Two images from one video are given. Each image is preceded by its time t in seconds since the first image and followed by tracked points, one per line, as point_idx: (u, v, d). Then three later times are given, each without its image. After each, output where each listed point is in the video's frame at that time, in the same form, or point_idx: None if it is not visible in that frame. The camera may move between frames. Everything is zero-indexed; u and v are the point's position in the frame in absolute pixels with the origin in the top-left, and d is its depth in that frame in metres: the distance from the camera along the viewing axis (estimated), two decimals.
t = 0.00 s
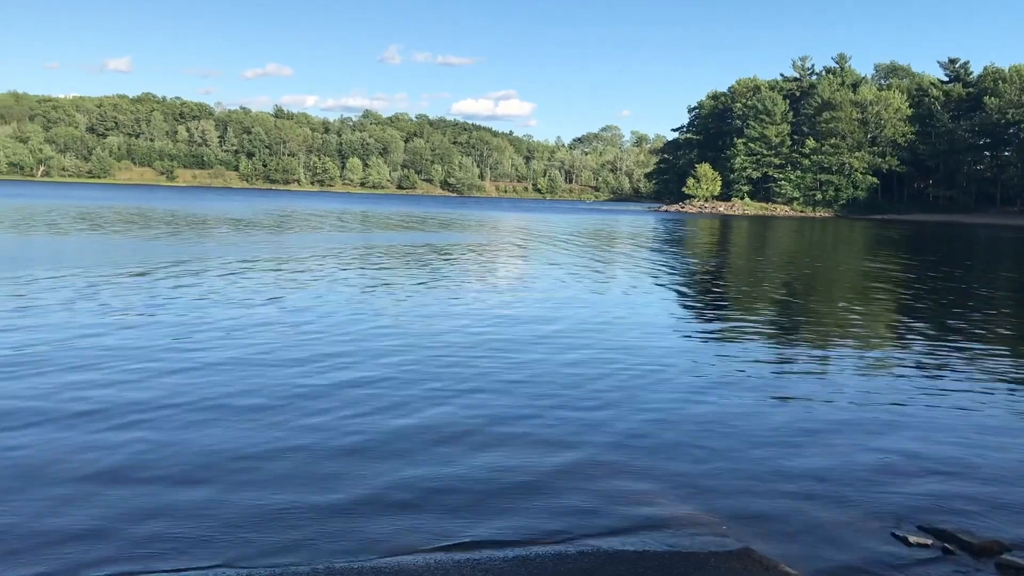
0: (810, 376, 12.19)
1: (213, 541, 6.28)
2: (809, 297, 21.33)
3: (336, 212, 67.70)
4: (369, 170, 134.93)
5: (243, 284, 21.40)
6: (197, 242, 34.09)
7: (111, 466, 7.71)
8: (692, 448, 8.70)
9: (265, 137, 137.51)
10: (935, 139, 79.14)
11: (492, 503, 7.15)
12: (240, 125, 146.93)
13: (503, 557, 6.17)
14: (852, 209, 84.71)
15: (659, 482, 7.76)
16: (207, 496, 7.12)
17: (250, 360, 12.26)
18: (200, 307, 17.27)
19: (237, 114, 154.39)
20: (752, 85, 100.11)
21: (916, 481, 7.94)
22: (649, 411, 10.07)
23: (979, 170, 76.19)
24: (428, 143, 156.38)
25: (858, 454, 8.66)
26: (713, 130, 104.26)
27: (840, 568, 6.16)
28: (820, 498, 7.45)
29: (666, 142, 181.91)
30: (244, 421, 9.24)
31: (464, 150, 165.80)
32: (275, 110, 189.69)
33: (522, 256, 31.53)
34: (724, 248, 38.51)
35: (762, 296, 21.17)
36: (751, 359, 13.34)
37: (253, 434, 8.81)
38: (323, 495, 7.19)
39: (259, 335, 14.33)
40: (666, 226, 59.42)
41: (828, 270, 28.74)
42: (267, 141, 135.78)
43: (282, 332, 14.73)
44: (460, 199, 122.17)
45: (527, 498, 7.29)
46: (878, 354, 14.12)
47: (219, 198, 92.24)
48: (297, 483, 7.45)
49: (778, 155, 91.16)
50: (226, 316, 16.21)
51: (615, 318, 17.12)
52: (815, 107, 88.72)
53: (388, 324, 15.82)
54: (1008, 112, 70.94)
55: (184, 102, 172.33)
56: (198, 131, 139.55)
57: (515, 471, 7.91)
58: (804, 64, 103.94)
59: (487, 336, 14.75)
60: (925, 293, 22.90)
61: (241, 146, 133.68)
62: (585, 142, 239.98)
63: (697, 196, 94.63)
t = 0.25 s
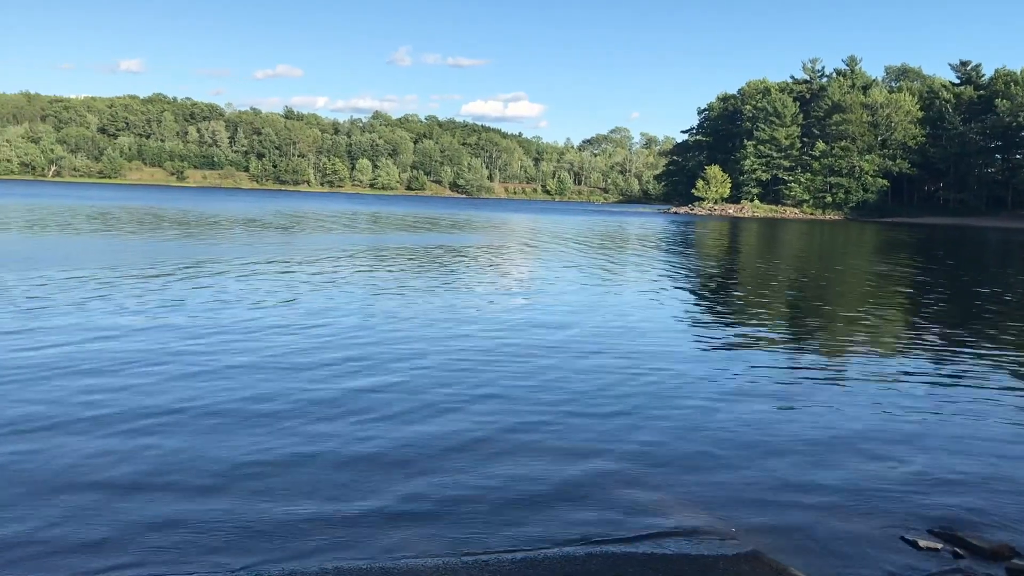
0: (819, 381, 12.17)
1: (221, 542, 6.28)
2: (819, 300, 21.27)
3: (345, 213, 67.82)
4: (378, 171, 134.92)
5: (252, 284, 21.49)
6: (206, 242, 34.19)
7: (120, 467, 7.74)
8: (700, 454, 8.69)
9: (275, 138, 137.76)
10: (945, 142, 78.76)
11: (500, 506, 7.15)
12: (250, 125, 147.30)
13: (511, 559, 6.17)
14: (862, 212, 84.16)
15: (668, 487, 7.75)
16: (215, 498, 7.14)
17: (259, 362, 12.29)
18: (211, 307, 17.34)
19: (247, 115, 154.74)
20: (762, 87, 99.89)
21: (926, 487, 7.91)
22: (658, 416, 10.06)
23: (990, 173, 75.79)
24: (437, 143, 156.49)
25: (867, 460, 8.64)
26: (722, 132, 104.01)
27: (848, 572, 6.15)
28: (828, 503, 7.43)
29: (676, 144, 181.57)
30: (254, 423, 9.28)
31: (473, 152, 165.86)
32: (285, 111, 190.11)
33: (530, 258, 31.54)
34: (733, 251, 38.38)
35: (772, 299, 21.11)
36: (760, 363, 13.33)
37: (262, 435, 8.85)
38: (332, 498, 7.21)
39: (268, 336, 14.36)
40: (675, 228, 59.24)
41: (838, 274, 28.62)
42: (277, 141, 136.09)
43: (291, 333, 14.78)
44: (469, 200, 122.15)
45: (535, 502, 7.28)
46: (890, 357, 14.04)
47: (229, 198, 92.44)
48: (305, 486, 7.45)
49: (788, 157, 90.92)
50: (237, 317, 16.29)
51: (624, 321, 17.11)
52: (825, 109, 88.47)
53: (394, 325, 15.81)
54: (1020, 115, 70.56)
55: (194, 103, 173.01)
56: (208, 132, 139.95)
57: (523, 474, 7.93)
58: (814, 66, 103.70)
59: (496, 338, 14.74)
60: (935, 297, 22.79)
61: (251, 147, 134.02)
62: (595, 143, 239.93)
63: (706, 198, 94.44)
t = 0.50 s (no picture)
0: (827, 382, 12.11)
1: (225, 540, 6.28)
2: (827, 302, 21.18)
3: (353, 214, 67.99)
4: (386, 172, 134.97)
5: (260, 283, 21.58)
6: (215, 241, 34.35)
7: (127, 463, 7.76)
8: (708, 453, 8.64)
9: (283, 138, 138.04)
10: (954, 143, 78.46)
11: (505, 506, 7.11)
12: (259, 125, 147.68)
13: (516, 560, 6.15)
14: (870, 213, 83.77)
15: (675, 487, 7.71)
16: (221, 495, 7.14)
17: (267, 360, 12.31)
18: (218, 307, 17.42)
19: (257, 116, 155.19)
20: (771, 88, 99.75)
21: (935, 489, 7.86)
22: (665, 416, 10.02)
23: (999, 175, 75.45)
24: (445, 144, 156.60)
25: (876, 461, 8.59)
26: (731, 133, 103.89)
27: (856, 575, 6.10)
28: (836, 505, 7.38)
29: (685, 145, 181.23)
30: (261, 421, 9.28)
31: (481, 152, 165.94)
32: (294, 111, 190.57)
33: (538, 258, 31.57)
34: (741, 252, 38.30)
35: (780, 301, 21.04)
36: (768, 364, 13.27)
37: (268, 434, 8.83)
38: (337, 497, 7.19)
39: (275, 335, 14.39)
40: (682, 229, 59.18)
41: (847, 275, 28.51)
42: (285, 141, 136.39)
43: (298, 331, 14.80)
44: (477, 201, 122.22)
45: (541, 502, 7.26)
46: (898, 360, 13.97)
47: (237, 198, 92.73)
48: (311, 482, 7.45)
49: (796, 159, 90.75)
50: (244, 315, 16.35)
51: (631, 321, 17.10)
52: (834, 110, 88.27)
53: (400, 324, 15.80)
54: None
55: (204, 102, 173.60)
56: (216, 132, 140.42)
57: (529, 474, 7.90)
58: (823, 67, 103.50)
59: (503, 338, 14.73)
60: (944, 299, 22.69)
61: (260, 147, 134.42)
62: (603, 144, 239.87)
63: (714, 199, 94.35)
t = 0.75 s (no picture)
0: (833, 384, 12.08)
1: (229, 539, 6.28)
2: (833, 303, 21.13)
3: (359, 213, 68.02)
4: (391, 171, 134.85)
5: (265, 284, 21.69)
6: (220, 241, 34.43)
7: (132, 466, 7.77)
8: (713, 456, 8.63)
9: (289, 138, 138.07)
10: (960, 144, 78.16)
11: (511, 508, 7.09)
12: (265, 125, 147.89)
13: (521, 560, 6.13)
14: (876, 214, 83.62)
15: (681, 489, 7.69)
16: (227, 495, 7.15)
17: (273, 362, 12.33)
18: (224, 307, 17.51)
19: (263, 115, 155.40)
20: (777, 88, 99.60)
21: (942, 491, 7.82)
22: (671, 418, 10.01)
23: (1006, 175, 75.14)
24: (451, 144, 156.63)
25: (883, 464, 8.55)
26: (737, 133, 103.73)
27: None
28: (842, 507, 7.35)
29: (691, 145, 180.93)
30: (266, 422, 9.30)
31: (486, 153, 165.93)
32: (299, 110, 190.84)
33: (543, 259, 31.64)
34: (746, 254, 38.24)
35: (785, 302, 21.02)
36: (773, 366, 13.25)
37: (273, 435, 8.85)
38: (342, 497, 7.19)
39: (280, 336, 14.45)
40: (687, 230, 59.06)
41: (853, 277, 28.44)
42: (291, 141, 136.50)
43: (304, 333, 14.84)
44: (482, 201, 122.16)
45: (546, 503, 7.25)
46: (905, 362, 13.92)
47: (243, 197, 92.84)
48: (317, 483, 7.44)
49: (802, 159, 90.59)
50: (250, 316, 16.42)
51: (636, 322, 17.10)
52: (840, 111, 88.11)
53: (405, 326, 15.84)
54: None
55: (210, 102, 173.92)
56: (222, 131, 140.64)
57: (535, 476, 7.89)
58: (830, 68, 103.30)
59: (508, 340, 14.74)
60: (951, 301, 22.61)
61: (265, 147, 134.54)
62: (609, 144, 239.82)
63: (720, 199, 94.23)
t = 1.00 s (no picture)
0: (841, 384, 12.10)
1: (239, 541, 6.34)
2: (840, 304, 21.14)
3: (366, 214, 68.16)
4: (399, 172, 134.77)
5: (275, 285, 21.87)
6: (228, 242, 34.58)
7: (144, 468, 7.85)
8: (721, 456, 8.66)
9: (296, 138, 138.29)
10: (969, 144, 77.87)
11: (522, 507, 7.15)
12: (272, 125, 148.20)
13: (529, 561, 6.17)
14: (885, 214, 83.46)
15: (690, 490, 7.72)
16: (239, 497, 7.22)
17: (283, 365, 12.42)
18: (234, 309, 17.67)
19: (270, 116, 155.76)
20: (784, 89, 99.47)
21: (950, 491, 7.83)
22: (679, 418, 10.05)
23: (1014, 176, 74.83)
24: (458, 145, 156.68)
25: (891, 464, 8.56)
26: (745, 133, 103.58)
27: None
28: (850, 508, 7.38)
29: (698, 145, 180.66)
30: (276, 424, 9.39)
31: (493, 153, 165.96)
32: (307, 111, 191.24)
33: (550, 260, 31.74)
34: (754, 254, 38.19)
35: (793, 302, 21.04)
36: (781, 366, 13.28)
37: (285, 436, 8.94)
38: (351, 498, 7.25)
39: (289, 339, 14.56)
40: (695, 230, 59.00)
41: (861, 277, 28.44)
42: (298, 142, 136.74)
43: (313, 335, 14.96)
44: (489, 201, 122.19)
45: (555, 503, 7.30)
46: (913, 362, 13.92)
47: (251, 198, 93.07)
48: (327, 485, 7.50)
49: (810, 160, 90.43)
50: (260, 318, 16.58)
51: (643, 322, 17.17)
52: (848, 111, 87.96)
53: (414, 328, 15.95)
54: None
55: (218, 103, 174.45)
56: (230, 132, 141.02)
57: (544, 475, 7.95)
58: (837, 68, 103.10)
59: (516, 341, 14.82)
60: (960, 301, 22.56)
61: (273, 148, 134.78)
62: (616, 144, 239.66)
63: (727, 200, 94.14)
